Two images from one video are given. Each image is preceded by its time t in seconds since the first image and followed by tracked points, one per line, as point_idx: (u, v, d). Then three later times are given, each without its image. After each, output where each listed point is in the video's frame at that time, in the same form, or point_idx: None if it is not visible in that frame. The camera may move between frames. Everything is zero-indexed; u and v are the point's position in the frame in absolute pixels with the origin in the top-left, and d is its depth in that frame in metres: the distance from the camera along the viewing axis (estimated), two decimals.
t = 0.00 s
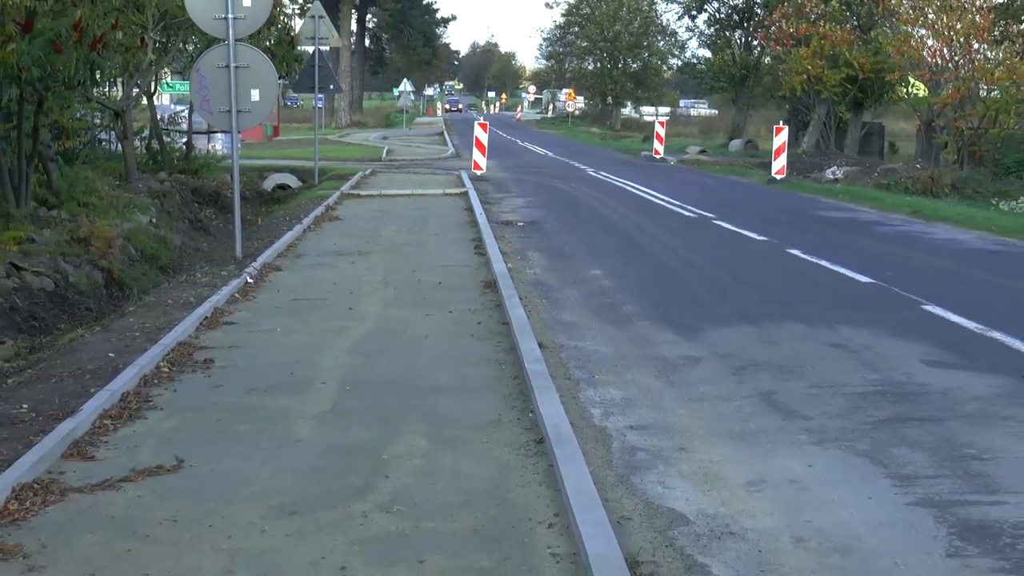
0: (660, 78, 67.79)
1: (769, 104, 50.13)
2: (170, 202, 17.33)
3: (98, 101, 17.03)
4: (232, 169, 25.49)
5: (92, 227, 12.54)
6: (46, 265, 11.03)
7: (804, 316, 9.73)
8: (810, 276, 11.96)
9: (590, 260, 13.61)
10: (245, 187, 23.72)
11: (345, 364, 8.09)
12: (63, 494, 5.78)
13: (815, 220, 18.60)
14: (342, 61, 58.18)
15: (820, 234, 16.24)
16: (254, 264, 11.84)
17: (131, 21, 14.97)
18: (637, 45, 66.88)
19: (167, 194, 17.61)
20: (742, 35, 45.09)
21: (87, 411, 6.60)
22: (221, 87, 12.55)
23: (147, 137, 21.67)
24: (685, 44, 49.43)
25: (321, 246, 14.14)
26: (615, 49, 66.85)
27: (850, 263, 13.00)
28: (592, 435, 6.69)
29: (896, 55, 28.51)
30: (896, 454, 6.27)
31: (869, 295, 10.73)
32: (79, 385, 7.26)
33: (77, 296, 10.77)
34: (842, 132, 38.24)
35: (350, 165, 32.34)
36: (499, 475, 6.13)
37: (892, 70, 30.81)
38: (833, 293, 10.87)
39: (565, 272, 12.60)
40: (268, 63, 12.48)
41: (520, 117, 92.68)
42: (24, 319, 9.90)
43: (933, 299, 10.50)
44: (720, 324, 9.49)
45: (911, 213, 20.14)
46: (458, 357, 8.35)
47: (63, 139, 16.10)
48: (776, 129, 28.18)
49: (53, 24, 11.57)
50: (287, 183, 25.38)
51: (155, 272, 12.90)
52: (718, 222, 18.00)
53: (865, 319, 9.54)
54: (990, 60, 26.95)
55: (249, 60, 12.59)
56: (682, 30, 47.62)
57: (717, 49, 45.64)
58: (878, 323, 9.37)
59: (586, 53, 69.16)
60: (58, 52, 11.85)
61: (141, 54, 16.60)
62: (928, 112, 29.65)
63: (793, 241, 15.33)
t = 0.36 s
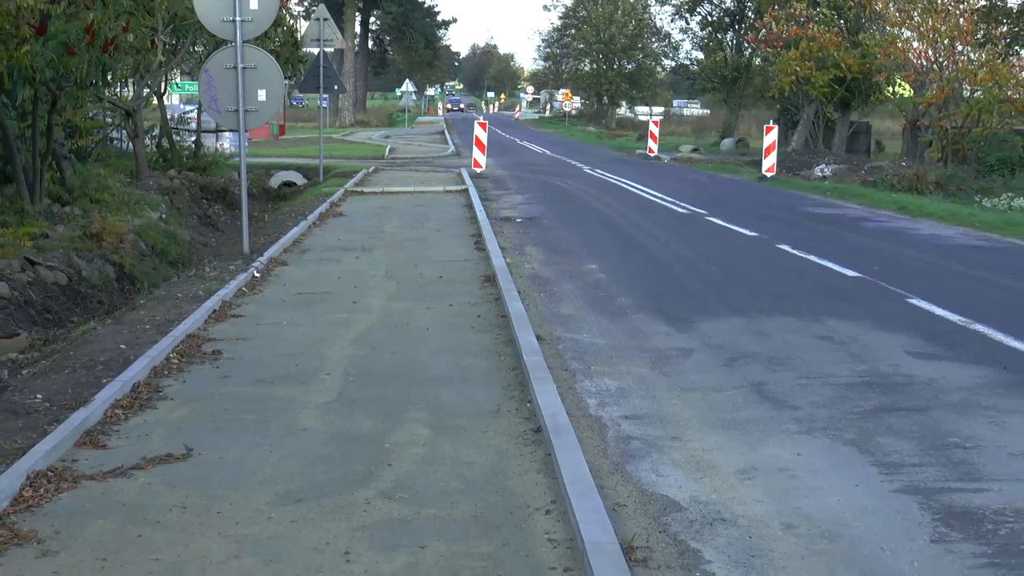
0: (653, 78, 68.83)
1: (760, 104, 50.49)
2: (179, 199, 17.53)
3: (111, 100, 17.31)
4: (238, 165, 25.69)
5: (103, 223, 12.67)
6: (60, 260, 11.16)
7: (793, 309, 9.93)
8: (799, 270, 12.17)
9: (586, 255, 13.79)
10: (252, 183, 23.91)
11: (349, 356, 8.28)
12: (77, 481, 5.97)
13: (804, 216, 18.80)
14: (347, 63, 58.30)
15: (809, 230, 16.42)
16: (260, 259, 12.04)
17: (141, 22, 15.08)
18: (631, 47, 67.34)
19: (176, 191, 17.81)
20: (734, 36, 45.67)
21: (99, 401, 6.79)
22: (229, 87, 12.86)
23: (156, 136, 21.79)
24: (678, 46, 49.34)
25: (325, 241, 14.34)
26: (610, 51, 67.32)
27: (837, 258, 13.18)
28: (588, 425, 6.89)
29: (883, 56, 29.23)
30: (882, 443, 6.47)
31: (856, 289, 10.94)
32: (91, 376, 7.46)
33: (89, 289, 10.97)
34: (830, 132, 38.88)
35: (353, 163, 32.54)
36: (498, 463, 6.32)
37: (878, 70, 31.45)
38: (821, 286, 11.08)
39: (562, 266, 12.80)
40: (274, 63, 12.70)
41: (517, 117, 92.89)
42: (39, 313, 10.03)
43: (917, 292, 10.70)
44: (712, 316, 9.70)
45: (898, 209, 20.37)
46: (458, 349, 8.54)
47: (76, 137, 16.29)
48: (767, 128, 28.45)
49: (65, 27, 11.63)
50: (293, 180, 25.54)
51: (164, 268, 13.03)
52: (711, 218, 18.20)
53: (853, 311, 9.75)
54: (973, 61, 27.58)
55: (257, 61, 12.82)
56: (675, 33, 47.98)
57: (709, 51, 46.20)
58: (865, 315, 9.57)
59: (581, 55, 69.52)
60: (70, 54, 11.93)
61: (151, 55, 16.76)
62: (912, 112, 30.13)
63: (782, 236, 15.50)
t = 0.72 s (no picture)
0: (645, 78, 69.02)
1: (749, 104, 50.73)
2: (186, 195, 17.74)
3: (119, 99, 17.59)
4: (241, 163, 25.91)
5: (111, 218, 13.02)
6: (69, 254, 11.46)
7: (780, 302, 10.14)
8: (786, 264, 12.38)
9: (579, 249, 13.99)
10: (256, 180, 24.13)
11: (350, 347, 8.48)
12: (86, 468, 6.17)
13: (791, 212, 19.00)
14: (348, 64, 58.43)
15: (796, 226, 16.66)
16: (264, 254, 12.24)
17: (149, 24, 15.29)
18: (623, 48, 67.62)
19: (183, 187, 18.02)
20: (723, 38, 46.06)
21: (108, 391, 6.99)
22: (234, 87, 13.18)
23: (164, 134, 22.02)
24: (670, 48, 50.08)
25: (327, 236, 14.55)
26: (602, 51, 67.53)
27: (822, 252, 13.39)
28: (581, 414, 7.09)
29: (867, 57, 29.62)
30: (866, 432, 6.67)
31: (840, 282, 11.15)
32: (101, 367, 7.66)
33: (97, 282, 11.30)
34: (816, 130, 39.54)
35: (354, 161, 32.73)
36: (494, 451, 6.52)
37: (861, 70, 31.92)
38: (807, 280, 11.29)
39: (556, 260, 13.00)
40: (277, 63, 13.05)
41: (514, 116, 93.09)
42: (50, 305, 10.33)
43: (899, 286, 10.91)
44: (701, 309, 9.90)
45: (882, 205, 20.61)
46: (456, 340, 8.73)
47: (86, 134, 16.52)
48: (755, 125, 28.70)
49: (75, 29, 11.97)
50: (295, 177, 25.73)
51: (170, 261, 13.39)
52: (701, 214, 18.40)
53: (838, 304, 9.96)
54: (955, 62, 27.80)
55: (261, 61, 13.16)
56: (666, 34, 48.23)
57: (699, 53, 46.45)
58: (850, 308, 9.78)
59: (575, 55, 69.73)
60: (80, 55, 12.28)
61: (157, 56, 16.85)
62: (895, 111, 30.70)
63: (770, 232, 15.71)
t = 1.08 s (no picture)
0: (640, 79, 69.33)
1: (742, 104, 51.04)
2: (195, 191, 17.94)
3: (130, 98, 17.82)
4: (250, 160, 26.18)
5: (124, 214, 13.19)
6: (83, 248, 11.62)
7: (771, 295, 10.35)
8: (777, 259, 12.59)
9: (576, 244, 14.19)
10: (263, 177, 24.36)
11: (354, 339, 8.68)
12: (99, 456, 6.37)
13: (782, 208, 19.21)
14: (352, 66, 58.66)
15: (788, 221, 16.88)
16: (271, 248, 12.44)
17: (159, 24, 15.52)
18: (620, 49, 67.91)
19: (192, 183, 18.21)
20: (715, 39, 46.30)
21: (120, 381, 7.19)
22: (242, 87, 13.49)
23: (173, 132, 22.24)
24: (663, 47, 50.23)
25: (332, 231, 14.75)
26: (599, 52, 67.68)
27: (812, 247, 13.60)
28: (579, 404, 7.29)
29: (855, 57, 30.19)
30: (855, 421, 6.87)
31: (830, 276, 11.36)
32: (113, 358, 7.86)
33: (110, 276, 11.47)
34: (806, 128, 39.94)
35: (357, 158, 32.95)
36: (495, 439, 6.71)
37: (850, 71, 32.57)
38: (797, 273, 11.51)
39: (554, 255, 13.21)
40: (285, 64, 13.38)
41: (513, 115, 93.32)
42: (64, 298, 10.50)
43: (887, 279, 11.13)
44: (694, 302, 10.11)
45: (871, 201, 20.84)
46: (457, 332, 8.93)
47: (98, 133, 16.72)
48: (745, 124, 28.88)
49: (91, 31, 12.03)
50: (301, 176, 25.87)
51: (181, 255, 13.59)
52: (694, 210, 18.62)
53: (828, 297, 10.17)
54: (941, 62, 28.53)
55: (268, 61, 13.48)
56: (661, 35, 48.52)
57: (692, 53, 46.72)
58: (839, 301, 9.99)
59: (573, 56, 70.02)
60: (93, 56, 12.37)
61: (168, 58, 17.04)
62: (881, 111, 31.24)
63: (762, 227, 15.91)
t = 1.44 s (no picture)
0: (637, 79, 69.76)
1: (735, 103, 51.42)
2: (205, 187, 18.20)
3: (142, 98, 18.11)
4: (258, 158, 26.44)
5: (136, 209, 13.43)
6: (96, 243, 11.85)
7: (763, 289, 10.56)
8: (770, 253, 12.81)
9: (575, 239, 14.40)
10: (270, 174, 24.61)
11: (359, 331, 8.88)
12: (112, 444, 6.58)
13: (774, 204, 19.42)
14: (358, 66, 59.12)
15: (781, 217, 17.10)
16: (278, 243, 12.66)
17: (169, 25, 15.74)
18: (617, 49, 68.41)
19: (202, 180, 18.48)
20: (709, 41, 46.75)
21: (132, 372, 7.39)
22: (250, 87, 13.74)
23: (183, 131, 22.52)
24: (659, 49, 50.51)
25: (338, 226, 14.97)
26: (596, 52, 68.18)
27: (803, 242, 13.83)
28: (577, 394, 7.50)
29: (844, 59, 31.13)
30: (845, 410, 7.08)
31: (821, 270, 11.58)
32: (126, 349, 8.08)
33: (123, 270, 11.69)
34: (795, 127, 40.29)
35: (361, 156, 33.21)
36: (495, 428, 6.91)
37: (839, 71, 33.14)
38: (788, 267, 11.73)
39: (553, 249, 13.43)
40: (293, 65, 13.66)
41: (513, 114, 93.51)
42: (79, 292, 10.71)
43: (876, 272, 11.34)
44: (689, 295, 10.33)
45: (862, 197, 21.08)
46: (459, 324, 9.14)
47: (111, 131, 16.99)
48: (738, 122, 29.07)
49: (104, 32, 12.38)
50: (306, 172, 25.89)
51: (191, 250, 13.82)
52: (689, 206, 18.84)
53: (819, 290, 10.39)
54: (928, 63, 29.20)
55: (276, 62, 13.74)
56: (657, 37, 48.86)
57: (686, 54, 47.01)
58: (830, 294, 10.21)
59: (571, 57, 70.50)
60: (106, 57, 12.72)
61: (179, 58, 17.35)
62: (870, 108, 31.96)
63: (756, 222, 16.12)
